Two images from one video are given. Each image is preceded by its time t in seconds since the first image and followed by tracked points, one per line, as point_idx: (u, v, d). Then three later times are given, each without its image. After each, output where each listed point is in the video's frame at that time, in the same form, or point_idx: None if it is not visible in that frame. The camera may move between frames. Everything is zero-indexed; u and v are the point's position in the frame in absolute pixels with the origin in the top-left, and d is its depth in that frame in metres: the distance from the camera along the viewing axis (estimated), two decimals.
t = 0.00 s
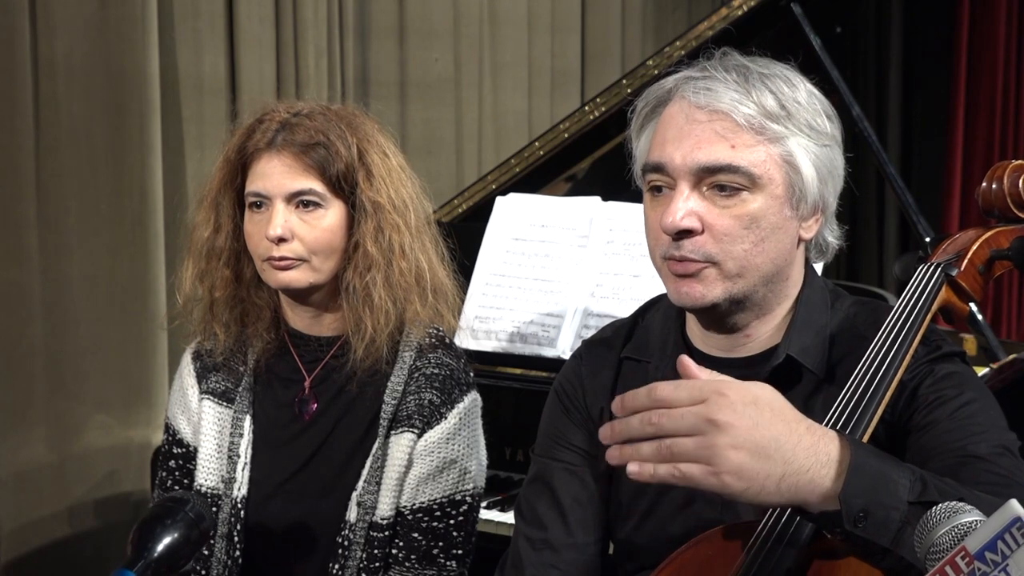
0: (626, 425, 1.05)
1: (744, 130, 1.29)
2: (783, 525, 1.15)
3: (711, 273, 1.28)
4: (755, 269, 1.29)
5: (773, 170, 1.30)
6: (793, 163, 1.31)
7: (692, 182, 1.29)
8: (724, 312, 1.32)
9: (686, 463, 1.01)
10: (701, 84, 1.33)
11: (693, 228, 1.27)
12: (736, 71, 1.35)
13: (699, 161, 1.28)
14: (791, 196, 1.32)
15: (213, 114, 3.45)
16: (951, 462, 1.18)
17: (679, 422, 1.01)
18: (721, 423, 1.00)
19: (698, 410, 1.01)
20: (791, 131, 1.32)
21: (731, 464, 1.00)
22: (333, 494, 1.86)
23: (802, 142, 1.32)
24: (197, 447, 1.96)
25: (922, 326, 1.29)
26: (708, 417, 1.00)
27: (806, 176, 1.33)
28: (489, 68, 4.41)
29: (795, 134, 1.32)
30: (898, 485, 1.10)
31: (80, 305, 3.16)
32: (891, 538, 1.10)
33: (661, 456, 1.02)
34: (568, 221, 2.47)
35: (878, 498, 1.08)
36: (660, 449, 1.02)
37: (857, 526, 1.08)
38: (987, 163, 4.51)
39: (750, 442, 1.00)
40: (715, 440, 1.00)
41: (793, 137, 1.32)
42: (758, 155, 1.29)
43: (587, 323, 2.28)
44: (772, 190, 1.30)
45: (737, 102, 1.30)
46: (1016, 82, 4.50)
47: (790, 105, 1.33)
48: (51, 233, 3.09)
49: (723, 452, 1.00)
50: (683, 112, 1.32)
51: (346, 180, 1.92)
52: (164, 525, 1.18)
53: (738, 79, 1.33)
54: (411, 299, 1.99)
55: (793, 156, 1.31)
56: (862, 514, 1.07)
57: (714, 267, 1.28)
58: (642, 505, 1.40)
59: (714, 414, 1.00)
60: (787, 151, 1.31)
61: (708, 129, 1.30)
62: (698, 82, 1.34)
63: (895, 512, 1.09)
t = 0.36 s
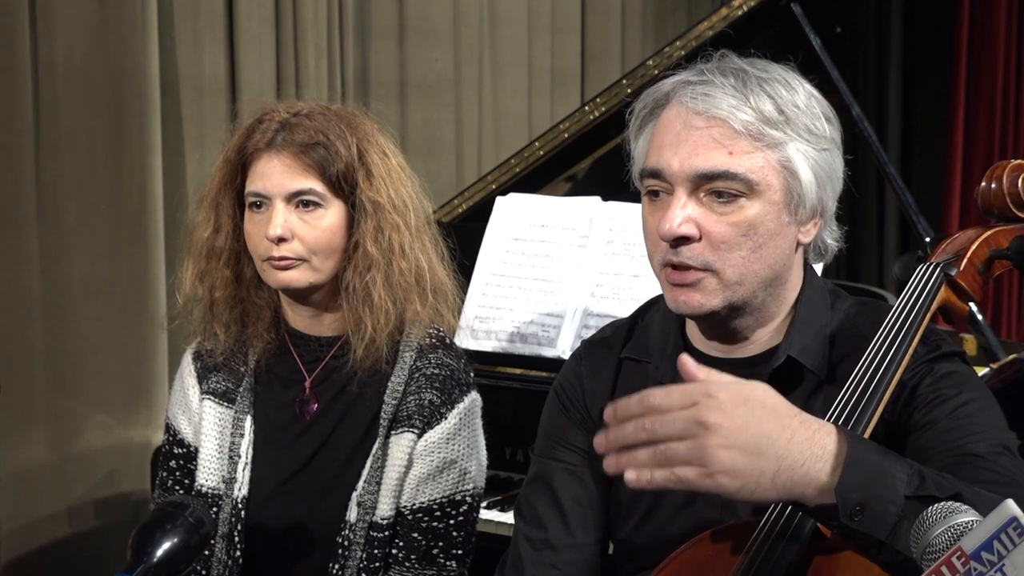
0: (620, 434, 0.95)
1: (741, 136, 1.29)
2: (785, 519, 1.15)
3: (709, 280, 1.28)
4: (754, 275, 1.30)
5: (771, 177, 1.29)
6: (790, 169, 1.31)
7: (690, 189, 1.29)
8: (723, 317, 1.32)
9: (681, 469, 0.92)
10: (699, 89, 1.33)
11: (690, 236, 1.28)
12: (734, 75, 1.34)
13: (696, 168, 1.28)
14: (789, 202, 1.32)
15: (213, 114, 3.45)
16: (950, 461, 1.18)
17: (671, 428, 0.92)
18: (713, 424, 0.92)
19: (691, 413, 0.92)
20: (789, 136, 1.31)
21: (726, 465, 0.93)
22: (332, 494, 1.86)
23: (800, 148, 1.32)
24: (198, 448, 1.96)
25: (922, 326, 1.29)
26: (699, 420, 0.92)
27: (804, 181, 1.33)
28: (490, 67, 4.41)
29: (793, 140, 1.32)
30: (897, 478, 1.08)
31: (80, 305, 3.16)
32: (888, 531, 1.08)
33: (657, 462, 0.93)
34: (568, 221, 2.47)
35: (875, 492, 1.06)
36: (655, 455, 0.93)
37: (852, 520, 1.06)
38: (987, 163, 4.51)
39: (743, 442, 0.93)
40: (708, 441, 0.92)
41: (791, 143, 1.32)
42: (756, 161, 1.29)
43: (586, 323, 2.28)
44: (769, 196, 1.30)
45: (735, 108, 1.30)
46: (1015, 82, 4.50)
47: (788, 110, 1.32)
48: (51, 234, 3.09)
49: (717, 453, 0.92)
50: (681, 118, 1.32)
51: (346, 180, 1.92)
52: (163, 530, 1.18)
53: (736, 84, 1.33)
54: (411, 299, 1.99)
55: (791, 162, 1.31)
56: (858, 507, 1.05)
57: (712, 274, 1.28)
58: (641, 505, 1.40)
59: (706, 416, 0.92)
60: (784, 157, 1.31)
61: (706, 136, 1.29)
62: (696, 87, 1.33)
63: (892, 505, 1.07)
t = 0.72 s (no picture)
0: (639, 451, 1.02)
1: (744, 132, 1.29)
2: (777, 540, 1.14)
3: (712, 276, 1.28)
4: (756, 272, 1.29)
5: (773, 173, 1.29)
6: (793, 166, 1.31)
7: (693, 186, 1.29)
8: (724, 315, 1.32)
9: (705, 490, 0.99)
10: (701, 86, 1.33)
11: (693, 232, 1.27)
12: (736, 73, 1.34)
13: (699, 164, 1.28)
14: (791, 199, 1.32)
15: (213, 115, 3.45)
16: (950, 462, 1.18)
17: (692, 449, 0.98)
18: (740, 446, 0.97)
19: (713, 434, 0.98)
20: (791, 133, 1.31)
21: (751, 488, 0.98)
22: (332, 495, 1.86)
23: (802, 145, 1.32)
24: (198, 448, 1.96)
25: (922, 326, 1.29)
26: (726, 442, 0.97)
27: (806, 178, 1.33)
28: (489, 67, 4.41)
29: (795, 137, 1.32)
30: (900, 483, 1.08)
31: (80, 305, 3.16)
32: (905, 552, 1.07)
33: (677, 482, 0.99)
34: (568, 221, 2.47)
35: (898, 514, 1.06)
36: (676, 475, 0.99)
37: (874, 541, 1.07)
38: (987, 163, 4.51)
39: (771, 465, 0.98)
40: (735, 464, 0.97)
41: (793, 140, 1.32)
42: (758, 158, 1.29)
43: (587, 323, 2.28)
44: (772, 193, 1.30)
45: (737, 104, 1.30)
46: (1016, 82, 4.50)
47: (790, 107, 1.32)
48: (51, 233, 3.09)
49: (745, 475, 0.97)
50: (683, 115, 1.32)
51: (346, 179, 1.92)
52: (163, 528, 1.18)
53: (739, 81, 1.33)
54: (411, 299, 1.99)
55: (794, 159, 1.31)
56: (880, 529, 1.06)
57: (715, 270, 1.28)
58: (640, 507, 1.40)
59: (733, 438, 0.97)
60: (787, 153, 1.31)
61: (709, 132, 1.29)
62: (698, 84, 1.33)
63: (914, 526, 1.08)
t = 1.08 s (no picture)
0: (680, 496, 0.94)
1: (748, 131, 1.29)
2: None
3: (719, 275, 1.28)
4: (761, 269, 1.29)
5: (778, 172, 1.29)
6: (796, 163, 1.31)
7: (698, 185, 1.29)
8: (729, 313, 1.32)
9: (753, 538, 0.92)
10: (704, 85, 1.33)
11: (701, 232, 1.27)
12: (737, 72, 1.34)
13: (704, 164, 1.28)
14: (795, 196, 1.32)
15: (213, 115, 3.45)
16: (951, 464, 1.18)
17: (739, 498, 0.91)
18: (793, 492, 0.90)
19: (764, 479, 0.90)
20: (794, 131, 1.31)
21: (804, 538, 0.91)
22: (332, 495, 1.86)
23: (805, 143, 1.32)
24: (198, 448, 1.96)
25: (922, 326, 1.29)
26: (778, 489, 0.90)
27: (808, 175, 1.33)
28: (489, 66, 4.41)
29: (798, 134, 1.32)
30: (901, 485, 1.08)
31: (80, 305, 3.16)
32: None
33: (722, 528, 0.92)
34: (568, 221, 2.47)
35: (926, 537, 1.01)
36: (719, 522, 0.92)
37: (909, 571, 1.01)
38: (987, 164, 4.51)
39: (823, 511, 0.92)
40: (785, 512, 0.90)
41: (796, 138, 1.31)
42: (763, 156, 1.29)
43: (587, 323, 2.28)
44: (777, 191, 1.30)
45: (741, 104, 1.30)
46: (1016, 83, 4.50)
47: (792, 105, 1.32)
48: (51, 234, 3.09)
49: (797, 525, 0.91)
50: (686, 115, 1.32)
51: (344, 180, 1.92)
52: (162, 530, 1.18)
53: (741, 80, 1.33)
54: (410, 299, 2.00)
55: (797, 157, 1.31)
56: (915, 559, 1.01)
57: (723, 269, 1.28)
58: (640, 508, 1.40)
59: (785, 485, 0.90)
60: (791, 151, 1.31)
61: (714, 132, 1.29)
62: (700, 84, 1.33)
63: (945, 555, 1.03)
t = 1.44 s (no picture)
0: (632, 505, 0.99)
1: (763, 115, 1.30)
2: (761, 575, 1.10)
3: (726, 259, 1.27)
4: (768, 257, 1.29)
5: (788, 158, 1.30)
6: (805, 154, 1.32)
7: (710, 164, 1.30)
8: (733, 302, 1.30)
9: (699, 524, 0.95)
10: (719, 71, 1.34)
11: (710, 209, 1.27)
12: (753, 62, 1.36)
13: (718, 142, 1.28)
14: (802, 186, 1.32)
15: (213, 115, 3.45)
16: (950, 463, 1.18)
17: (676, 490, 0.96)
18: (718, 472, 0.94)
19: (692, 466, 0.95)
20: (805, 123, 1.33)
21: (738, 510, 0.94)
22: (332, 495, 1.86)
23: (815, 136, 1.34)
24: (198, 448, 1.96)
25: (922, 326, 1.29)
26: (703, 470, 0.94)
27: (816, 168, 1.34)
28: (489, 66, 4.41)
29: (807, 126, 1.33)
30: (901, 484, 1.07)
31: (80, 305, 3.16)
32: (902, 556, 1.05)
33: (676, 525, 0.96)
34: (568, 221, 2.47)
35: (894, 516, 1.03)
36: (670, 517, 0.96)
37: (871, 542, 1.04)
38: (987, 163, 4.50)
39: (753, 481, 0.95)
40: (718, 490, 0.94)
41: (806, 130, 1.33)
42: (775, 140, 1.30)
43: (587, 323, 2.28)
44: (786, 177, 1.30)
45: (757, 88, 1.31)
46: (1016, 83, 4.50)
47: (803, 99, 1.34)
48: (51, 234, 3.09)
49: (729, 499, 0.94)
50: (699, 97, 1.32)
51: (336, 180, 1.91)
52: (162, 531, 1.18)
53: (757, 68, 1.35)
54: (406, 299, 2.00)
55: (807, 148, 1.32)
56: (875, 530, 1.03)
57: (731, 252, 1.27)
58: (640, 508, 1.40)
59: (710, 464, 0.94)
60: (801, 142, 1.32)
61: (728, 112, 1.30)
62: (716, 69, 1.35)
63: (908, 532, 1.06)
